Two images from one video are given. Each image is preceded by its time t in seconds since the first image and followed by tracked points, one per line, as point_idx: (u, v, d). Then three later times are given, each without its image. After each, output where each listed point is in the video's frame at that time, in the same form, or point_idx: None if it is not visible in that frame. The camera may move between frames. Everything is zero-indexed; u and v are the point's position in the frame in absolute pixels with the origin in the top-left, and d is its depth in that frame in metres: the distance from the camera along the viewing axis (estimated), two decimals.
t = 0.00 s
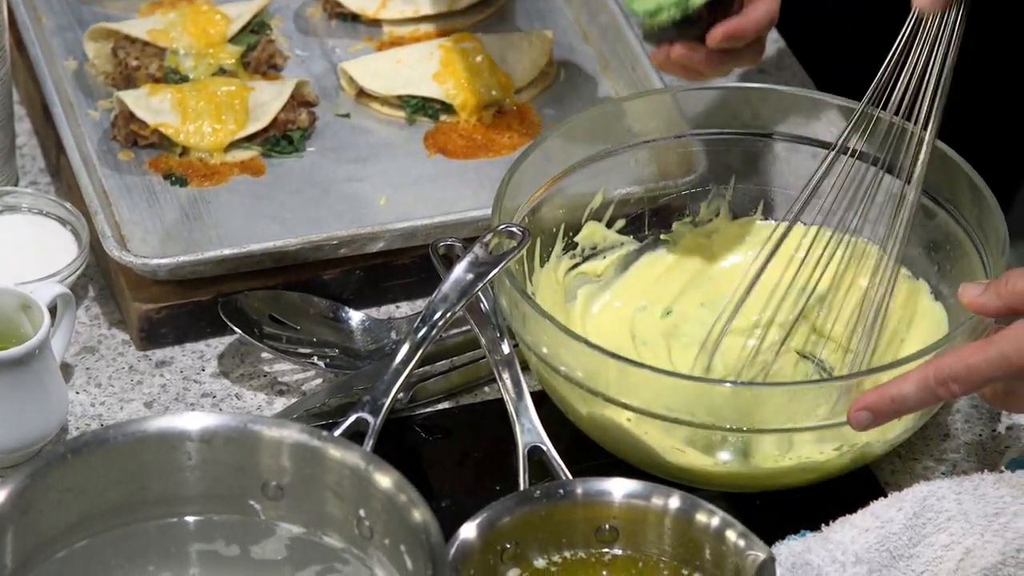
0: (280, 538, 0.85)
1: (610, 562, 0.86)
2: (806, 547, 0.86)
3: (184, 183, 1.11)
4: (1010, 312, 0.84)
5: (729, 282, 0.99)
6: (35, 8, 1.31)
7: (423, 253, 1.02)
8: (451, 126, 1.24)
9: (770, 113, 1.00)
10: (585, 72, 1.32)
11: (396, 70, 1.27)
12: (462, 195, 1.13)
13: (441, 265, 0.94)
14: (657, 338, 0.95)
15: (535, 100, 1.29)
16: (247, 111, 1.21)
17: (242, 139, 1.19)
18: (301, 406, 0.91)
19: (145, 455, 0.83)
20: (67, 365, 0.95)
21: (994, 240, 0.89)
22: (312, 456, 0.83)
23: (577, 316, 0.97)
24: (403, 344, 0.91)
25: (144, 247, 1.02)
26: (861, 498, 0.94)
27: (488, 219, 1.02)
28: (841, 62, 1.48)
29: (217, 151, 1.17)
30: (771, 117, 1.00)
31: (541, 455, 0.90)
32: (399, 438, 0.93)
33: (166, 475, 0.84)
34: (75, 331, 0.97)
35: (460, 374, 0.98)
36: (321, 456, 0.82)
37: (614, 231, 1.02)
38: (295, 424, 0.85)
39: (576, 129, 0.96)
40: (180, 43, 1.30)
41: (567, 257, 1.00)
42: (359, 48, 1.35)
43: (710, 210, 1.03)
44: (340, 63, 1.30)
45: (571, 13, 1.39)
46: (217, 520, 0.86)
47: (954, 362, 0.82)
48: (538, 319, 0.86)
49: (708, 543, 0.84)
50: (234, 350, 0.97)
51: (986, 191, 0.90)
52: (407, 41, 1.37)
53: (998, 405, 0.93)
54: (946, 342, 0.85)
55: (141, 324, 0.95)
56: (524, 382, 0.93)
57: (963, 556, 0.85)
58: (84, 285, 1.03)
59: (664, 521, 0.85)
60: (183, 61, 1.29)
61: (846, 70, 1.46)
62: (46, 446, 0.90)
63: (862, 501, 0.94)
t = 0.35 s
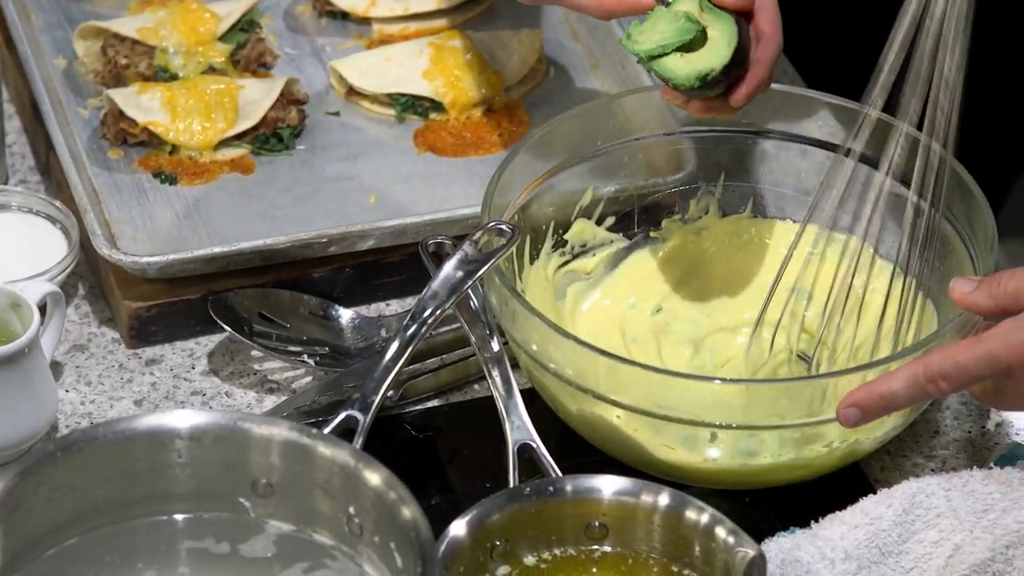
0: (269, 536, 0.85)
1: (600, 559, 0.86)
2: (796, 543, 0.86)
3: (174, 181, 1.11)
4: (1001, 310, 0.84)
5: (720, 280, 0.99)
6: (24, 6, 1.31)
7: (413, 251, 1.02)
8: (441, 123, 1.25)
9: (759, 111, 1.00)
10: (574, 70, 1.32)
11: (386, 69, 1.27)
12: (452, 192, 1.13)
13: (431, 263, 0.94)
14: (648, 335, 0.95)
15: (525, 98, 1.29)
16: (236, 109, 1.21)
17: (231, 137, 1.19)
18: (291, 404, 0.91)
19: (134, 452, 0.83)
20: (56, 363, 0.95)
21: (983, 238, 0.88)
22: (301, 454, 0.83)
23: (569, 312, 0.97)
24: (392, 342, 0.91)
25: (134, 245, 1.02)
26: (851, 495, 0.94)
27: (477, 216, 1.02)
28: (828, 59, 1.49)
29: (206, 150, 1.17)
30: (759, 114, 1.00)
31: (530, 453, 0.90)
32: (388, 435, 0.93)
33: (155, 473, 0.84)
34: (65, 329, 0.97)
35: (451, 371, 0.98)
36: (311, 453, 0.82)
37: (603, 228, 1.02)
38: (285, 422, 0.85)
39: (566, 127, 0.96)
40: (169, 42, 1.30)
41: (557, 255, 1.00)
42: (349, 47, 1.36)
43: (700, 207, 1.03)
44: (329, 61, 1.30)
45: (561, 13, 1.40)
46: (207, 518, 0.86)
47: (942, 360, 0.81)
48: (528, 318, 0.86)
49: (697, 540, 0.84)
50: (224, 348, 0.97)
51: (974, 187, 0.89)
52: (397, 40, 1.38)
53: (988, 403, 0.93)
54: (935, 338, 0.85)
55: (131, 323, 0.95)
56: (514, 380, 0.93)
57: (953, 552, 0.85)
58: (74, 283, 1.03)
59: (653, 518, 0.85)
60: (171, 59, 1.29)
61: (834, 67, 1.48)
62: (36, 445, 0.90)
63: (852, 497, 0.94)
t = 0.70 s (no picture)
0: (261, 535, 0.85)
1: (592, 557, 0.87)
2: (787, 541, 0.87)
3: (165, 180, 1.11)
4: (991, 311, 0.85)
5: (714, 279, 0.99)
6: (15, 6, 1.31)
7: (404, 250, 1.02)
8: (433, 123, 1.24)
9: (750, 109, 1.00)
10: (566, 68, 1.32)
11: (378, 69, 1.28)
12: (444, 191, 1.13)
13: (422, 261, 0.94)
14: (642, 335, 0.95)
15: (517, 97, 1.29)
16: (228, 109, 1.22)
17: (223, 137, 1.19)
18: (284, 403, 0.91)
19: (126, 451, 0.83)
20: (48, 363, 0.95)
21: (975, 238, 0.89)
22: (293, 453, 0.83)
23: (561, 311, 0.97)
24: (384, 341, 0.91)
25: (126, 245, 1.02)
26: (842, 493, 0.94)
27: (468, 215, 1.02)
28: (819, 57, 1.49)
29: (198, 148, 1.17)
30: (751, 112, 1.00)
31: (522, 451, 0.90)
32: (380, 434, 0.93)
33: (147, 472, 0.84)
34: (57, 329, 0.97)
35: (442, 370, 0.98)
36: (303, 453, 0.82)
37: (596, 226, 1.02)
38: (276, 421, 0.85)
39: (557, 125, 0.96)
40: (160, 41, 1.30)
41: (549, 253, 1.00)
42: (340, 46, 1.36)
43: (693, 206, 1.03)
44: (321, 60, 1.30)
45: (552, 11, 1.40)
46: (199, 517, 0.86)
47: (934, 358, 0.81)
48: (519, 316, 0.86)
49: (689, 538, 0.84)
50: (216, 347, 0.97)
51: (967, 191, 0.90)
52: (389, 39, 1.38)
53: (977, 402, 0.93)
54: (927, 335, 0.85)
55: (123, 322, 0.95)
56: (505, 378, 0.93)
57: (944, 550, 0.85)
58: (65, 283, 1.03)
59: (645, 516, 0.85)
60: (163, 58, 1.30)
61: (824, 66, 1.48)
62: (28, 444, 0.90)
63: (844, 495, 0.94)
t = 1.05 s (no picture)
0: (249, 534, 0.85)
1: (580, 555, 0.87)
2: (776, 539, 0.86)
3: (154, 179, 1.11)
4: (975, 302, 0.85)
5: (702, 276, 0.99)
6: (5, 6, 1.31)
7: (393, 249, 1.03)
8: (422, 121, 1.25)
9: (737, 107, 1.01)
10: (555, 67, 1.33)
11: (367, 68, 1.28)
12: (432, 189, 1.13)
13: (411, 260, 0.94)
14: (630, 331, 0.95)
15: (506, 96, 1.30)
16: (217, 107, 1.22)
17: (213, 135, 1.20)
18: (273, 402, 0.91)
19: (116, 449, 0.83)
20: (37, 362, 0.94)
21: (964, 236, 0.89)
22: (282, 452, 0.83)
23: (549, 307, 0.97)
24: (373, 339, 0.91)
25: (115, 244, 1.01)
26: (831, 490, 0.94)
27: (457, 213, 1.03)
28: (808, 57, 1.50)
29: (188, 147, 1.17)
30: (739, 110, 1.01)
31: (511, 449, 0.90)
32: (369, 432, 0.93)
33: (135, 471, 0.85)
34: (46, 328, 0.97)
35: (431, 369, 0.98)
36: (292, 451, 0.82)
37: (586, 224, 1.02)
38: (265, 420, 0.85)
39: (546, 122, 0.96)
40: (150, 40, 1.30)
41: (539, 251, 1.00)
42: (330, 44, 1.37)
43: (683, 203, 1.03)
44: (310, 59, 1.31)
45: (541, 11, 1.41)
46: (188, 515, 0.86)
47: (920, 356, 0.81)
48: (508, 313, 0.87)
49: (677, 535, 0.84)
50: (206, 346, 0.98)
51: (956, 186, 0.89)
52: (378, 37, 1.39)
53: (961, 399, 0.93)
54: (916, 331, 0.85)
55: (112, 320, 0.95)
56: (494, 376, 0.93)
57: (932, 547, 0.85)
58: (55, 282, 1.03)
59: (633, 514, 0.85)
60: (153, 57, 1.29)
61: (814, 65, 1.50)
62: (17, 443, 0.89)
63: (832, 493, 0.94)
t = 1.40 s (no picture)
0: (232, 531, 0.85)
1: (563, 551, 0.87)
2: (758, 534, 0.85)
3: (137, 177, 1.11)
4: (955, 296, 0.86)
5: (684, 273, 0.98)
6: None
7: (376, 246, 1.03)
8: (403, 118, 1.26)
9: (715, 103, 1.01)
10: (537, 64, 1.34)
11: (350, 64, 1.30)
12: (414, 186, 1.14)
13: (394, 257, 0.94)
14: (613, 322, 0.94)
15: (488, 94, 1.31)
16: (200, 105, 1.22)
17: (196, 133, 1.20)
18: (255, 399, 0.91)
19: (98, 448, 0.82)
20: (20, 359, 0.95)
21: (944, 234, 0.89)
22: (264, 448, 0.82)
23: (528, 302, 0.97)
24: (356, 337, 0.91)
25: (97, 242, 1.02)
26: (814, 485, 0.94)
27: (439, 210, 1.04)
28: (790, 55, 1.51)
29: (171, 146, 1.17)
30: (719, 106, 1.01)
31: (494, 445, 0.90)
32: (352, 430, 0.93)
33: (117, 468, 0.84)
34: (29, 326, 0.97)
35: (414, 365, 0.99)
36: (272, 447, 0.82)
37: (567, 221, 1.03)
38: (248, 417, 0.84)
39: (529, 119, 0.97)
40: (133, 38, 1.31)
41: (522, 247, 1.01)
42: (312, 42, 1.38)
43: (664, 199, 1.05)
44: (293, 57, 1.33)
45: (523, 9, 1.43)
46: (170, 513, 0.86)
47: (902, 351, 0.81)
48: (490, 309, 0.86)
49: (660, 530, 0.84)
50: (189, 343, 0.98)
51: (937, 182, 0.90)
52: (361, 34, 1.41)
53: (943, 393, 0.93)
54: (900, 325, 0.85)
55: (95, 318, 0.95)
56: (476, 373, 0.93)
57: (915, 542, 0.85)
58: (38, 279, 1.04)
59: (616, 510, 0.85)
60: (135, 55, 1.30)
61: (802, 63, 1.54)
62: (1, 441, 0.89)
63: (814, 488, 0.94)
